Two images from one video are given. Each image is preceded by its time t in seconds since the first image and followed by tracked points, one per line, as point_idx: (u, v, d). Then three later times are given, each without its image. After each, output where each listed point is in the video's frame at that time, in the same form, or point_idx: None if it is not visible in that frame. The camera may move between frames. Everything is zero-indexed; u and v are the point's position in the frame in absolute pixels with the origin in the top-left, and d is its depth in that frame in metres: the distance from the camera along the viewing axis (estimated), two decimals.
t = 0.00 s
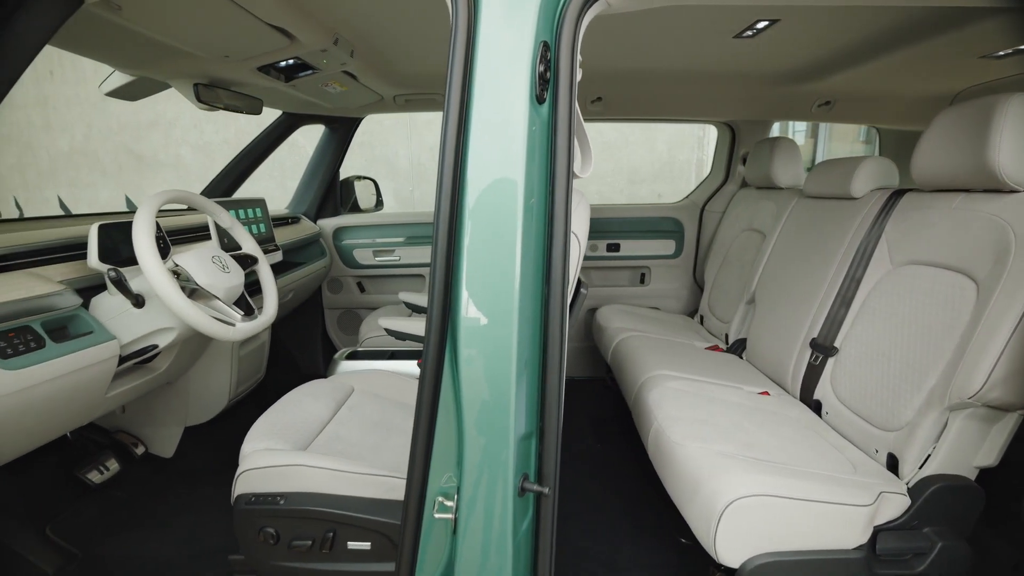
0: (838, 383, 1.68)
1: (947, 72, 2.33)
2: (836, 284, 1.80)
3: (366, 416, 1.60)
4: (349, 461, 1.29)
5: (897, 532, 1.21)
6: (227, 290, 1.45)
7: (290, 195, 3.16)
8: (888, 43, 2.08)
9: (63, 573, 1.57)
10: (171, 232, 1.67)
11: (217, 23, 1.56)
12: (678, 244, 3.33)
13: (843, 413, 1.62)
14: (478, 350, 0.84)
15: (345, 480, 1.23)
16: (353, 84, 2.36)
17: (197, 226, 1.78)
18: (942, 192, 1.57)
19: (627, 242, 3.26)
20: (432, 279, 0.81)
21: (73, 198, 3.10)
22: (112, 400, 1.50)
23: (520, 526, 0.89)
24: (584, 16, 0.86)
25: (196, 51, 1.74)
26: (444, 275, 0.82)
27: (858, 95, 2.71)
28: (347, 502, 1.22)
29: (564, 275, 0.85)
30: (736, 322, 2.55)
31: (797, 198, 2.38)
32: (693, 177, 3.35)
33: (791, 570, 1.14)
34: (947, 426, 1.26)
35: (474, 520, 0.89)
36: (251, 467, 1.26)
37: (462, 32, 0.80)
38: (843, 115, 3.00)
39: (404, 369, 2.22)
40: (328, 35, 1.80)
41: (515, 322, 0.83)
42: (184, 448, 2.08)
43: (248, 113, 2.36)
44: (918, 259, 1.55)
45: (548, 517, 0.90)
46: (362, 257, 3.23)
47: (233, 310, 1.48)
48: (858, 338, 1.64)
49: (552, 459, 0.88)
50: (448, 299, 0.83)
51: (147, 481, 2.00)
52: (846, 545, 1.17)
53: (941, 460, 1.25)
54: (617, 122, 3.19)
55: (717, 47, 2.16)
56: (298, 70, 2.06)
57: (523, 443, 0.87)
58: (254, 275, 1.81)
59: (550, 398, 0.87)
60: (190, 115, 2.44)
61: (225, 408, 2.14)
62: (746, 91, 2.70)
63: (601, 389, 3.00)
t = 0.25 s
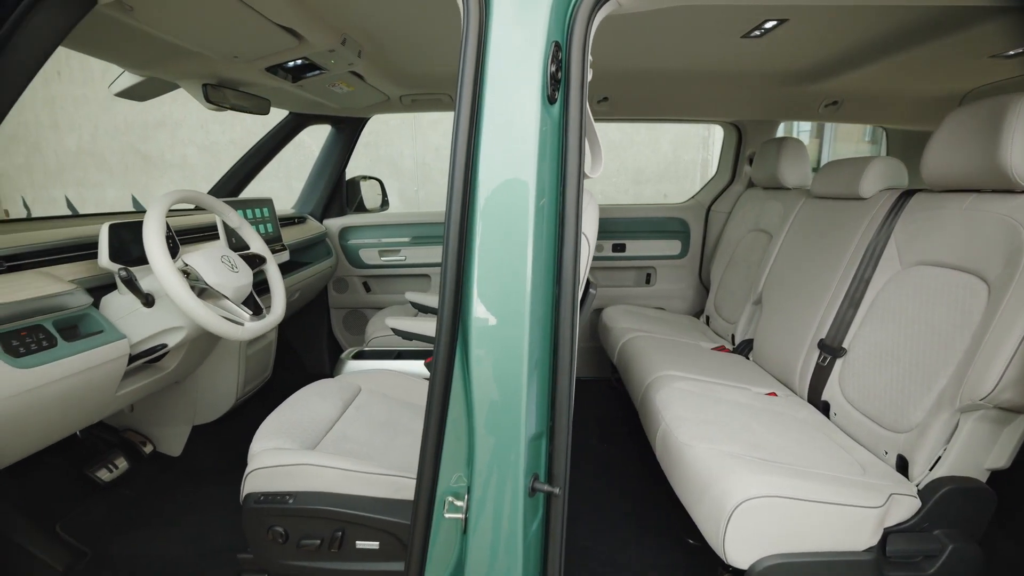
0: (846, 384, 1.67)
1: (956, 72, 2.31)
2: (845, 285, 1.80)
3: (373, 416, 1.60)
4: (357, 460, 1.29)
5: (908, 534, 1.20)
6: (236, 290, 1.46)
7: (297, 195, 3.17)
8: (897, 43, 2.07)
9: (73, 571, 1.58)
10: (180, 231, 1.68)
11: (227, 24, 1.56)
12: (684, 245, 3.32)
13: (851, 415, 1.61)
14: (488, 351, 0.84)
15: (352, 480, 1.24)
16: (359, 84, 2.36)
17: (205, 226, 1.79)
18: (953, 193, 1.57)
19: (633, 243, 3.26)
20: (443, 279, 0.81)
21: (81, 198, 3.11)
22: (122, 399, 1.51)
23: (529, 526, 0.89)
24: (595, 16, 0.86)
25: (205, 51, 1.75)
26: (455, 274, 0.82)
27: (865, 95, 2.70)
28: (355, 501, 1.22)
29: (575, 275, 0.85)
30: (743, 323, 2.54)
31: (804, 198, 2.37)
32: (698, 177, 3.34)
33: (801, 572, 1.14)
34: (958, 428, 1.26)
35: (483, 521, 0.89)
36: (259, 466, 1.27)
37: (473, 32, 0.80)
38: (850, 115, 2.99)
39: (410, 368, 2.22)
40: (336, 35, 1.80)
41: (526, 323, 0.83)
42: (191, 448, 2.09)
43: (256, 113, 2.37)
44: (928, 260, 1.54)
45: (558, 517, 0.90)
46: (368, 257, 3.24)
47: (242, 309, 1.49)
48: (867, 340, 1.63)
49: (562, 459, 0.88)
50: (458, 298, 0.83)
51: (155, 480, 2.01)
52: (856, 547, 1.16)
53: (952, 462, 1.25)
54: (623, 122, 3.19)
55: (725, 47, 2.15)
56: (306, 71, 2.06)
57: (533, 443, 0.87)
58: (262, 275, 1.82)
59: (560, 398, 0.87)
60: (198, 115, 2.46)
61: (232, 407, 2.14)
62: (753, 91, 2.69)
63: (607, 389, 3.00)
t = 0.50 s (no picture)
0: (855, 385, 1.66)
1: (965, 72, 2.30)
2: (853, 285, 1.79)
3: (380, 415, 1.61)
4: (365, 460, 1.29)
5: (918, 536, 1.19)
6: (244, 290, 1.46)
7: (303, 194, 3.18)
8: (906, 43, 2.06)
9: (83, 568, 1.59)
10: (189, 231, 1.69)
11: (236, 24, 1.57)
12: (690, 245, 3.32)
13: (860, 416, 1.61)
14: (499, 351, 0.84)
15: (361, 479, 1.24)
16: (367, 84, 2.36)
17: (213, 225, 1.79)
18: (963, 194, 1.56)
19: (638, 243, 3.25)
20: (454, 278, 0.81)
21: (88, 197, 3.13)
22: (131, 397, 1.52)
23: (540, 526, 0.89)
24: (606, 16, 0.86)
25: (213, 52, 1.76)
26: (466, 274, 0.82)
27: (873, 95, 2.69)
28: (363, 500, 1.22)
29: (586, 276, 0.85)
30: (750, 324, 2.53)
31: (811, 199, 2.36)
32: (703, 177, 3.34)
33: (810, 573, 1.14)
34: (969, 430, 1.25)
35: (493, 521, 0.89)
36: (268, 466, 1.27)
37: (485, 32, 0.81)
38: (858, 115, 2.97)
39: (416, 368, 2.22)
40: (344, 35, 1.80)
41: (537, 322, 0.83)
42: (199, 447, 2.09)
43: (264, 113, 2.37)
44: (939, 261, 1.53)
45: (568, 518, 0.90)
46: (374, 257, 3.25)
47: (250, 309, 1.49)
48: (876, 341, 1.62)
49: (573, 460, 0.88)
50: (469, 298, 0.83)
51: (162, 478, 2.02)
52: (867, 549, 1.16)
53: (962, 463, 1.24)
54: (628, 122, 3.19)
55: (732, 46, 2.14)
56: (313, 71, 2.07)
57: (544, 444, 0.87)
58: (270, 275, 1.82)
59: (570, 398, 0.87)
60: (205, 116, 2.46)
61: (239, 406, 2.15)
62: (760, 91, 2.68)
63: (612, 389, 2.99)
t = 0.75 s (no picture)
0: (865, 387, 1.65)
1: (976, 72, 2.28)
2: (863, 286, 1.78)
3: (389, 414, 1.61)
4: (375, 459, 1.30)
5: (931, 538, 1.18)
6: (254, 289, 1.47)
7: (310, 194, 3.19)
8: (917, 42, 2.05)
9: (94, 565, 1.59)
10: (199, 230, 1.70)
11: (247, 24, 1.57)
12: (697, 245, 3.31)
13: (870, 418, 1.60)
14: (511, 351, 0.84)
15: (370, 479, 1.24)
16: (375, 84, 2.37)
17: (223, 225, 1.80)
18: (976, 194, 1.55)
19: (645, 243, 3.25)
20: (467, 278, 0.81)
21: (97, 197, 3.14)
22: (142, 396, 1.53)
23: (552, 526, 0.89)
24: (619, 16, 0.86)
25: (224, 52, 1.76)
26: (478, 274, 0.82)
27: (882, 95, 2.67)
28: (372, 499, 1.22)
29: (599, 275, 0.85)
30: (758, 324, 2.52)
31: (820, 199, 2.35)
32: (709, 177, 3.34)
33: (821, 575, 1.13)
34: (983, 431, 1.24)
35: (505, 521, 0.89)
36: (278, 464, 1.27)
37: (499, 32, 0.81)
38: (866, 115, 2.96)
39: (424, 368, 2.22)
40: (353, 36, 1.80)
41: (550, 323, 0.83)
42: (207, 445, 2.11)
43: (273, 113, 2.38)
44: (951, 262, 1.52)
45: (580, 518, 0.89)
46: (381, 257, 3.25)
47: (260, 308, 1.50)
48: (887, 342, 1.61)
49: (585, 460, 0.87)
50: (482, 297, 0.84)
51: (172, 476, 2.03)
52: (878, 551, 1.15)
53: (975, 466, 1.23)
54: (636, 122, 3.18)
55: (742, 46, 2.14)
56: (323, 71, 2.08)
57: (556, 444, 0.87)
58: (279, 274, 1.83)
59: (583, 398, 0.87)
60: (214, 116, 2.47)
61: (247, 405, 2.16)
62: (769, 91, 2.67)
63: (619, 390, 2.99)
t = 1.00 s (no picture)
0: (874, 388, 1.64)
1: (986, 71, 2.27)
2: (872, 286, 1.77)
3: (396, 414, 1.61)
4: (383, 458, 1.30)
5: (942, 541, 1.18)
6: (263, 288, 1.47)
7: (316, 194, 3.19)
8: (927, 42, 2.03)
9: (104, 562, 1.60)
10: (208, 229, 1.70)
11: (256, 24, 1.58)
12: (703, 245, 3.30)
13: (880, 419, 1.59)
14: (522, 350, 0.84)
15: (378, 478, 1.24)
16: (381, 84, 2.37)
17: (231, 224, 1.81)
18: (987, 195, 1.54)
19: (651, 243, 3.24)
20: (478, 278, 0.82)
21: (104, 196, 3.16)
22: (151, 394, 1.54)
23: (562, 526, 0.89)
24: (631, 16, 0.86)
25: (232, 52, 1.77)
26: (490, 273, 0.82)
27: (890, 95, 2.66)
28: (381, 499, 1.23)
29: (610, 275, 0.84)
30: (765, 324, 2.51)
31: (828, 199, 2.34)
32: (714, 178, 3.33)
33: None
34: (996, 432, 1.24)
35: (515, 520, 0.89)
36: (287, 463, 1.28)
37: (510, 32, 0.81)
38: (874, 115, 2.95)
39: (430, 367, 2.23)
40: (361, 35, 1.81)
41: (561, 323, 0.83)
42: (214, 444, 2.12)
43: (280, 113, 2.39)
44: (962, 262, 1.51)
45: (590, 518, 0.89)
46: (387, 256, 3.26)
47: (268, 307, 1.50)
48: (896, 343, 1.61)
49: (595, 460, 0.87)
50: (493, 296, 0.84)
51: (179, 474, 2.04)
52: (889, 553, 1.15)
53: (987, 469, 1.23)
54: (642, 122, 3.17)
55: (750, 45, 2.13)
56: (330, 71, 2.08)
57: (566, 444, 0.87)
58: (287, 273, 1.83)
59: (593, 398, 0.86)
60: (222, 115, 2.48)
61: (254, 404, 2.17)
62: (776, 91, 2.66)
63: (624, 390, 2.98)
